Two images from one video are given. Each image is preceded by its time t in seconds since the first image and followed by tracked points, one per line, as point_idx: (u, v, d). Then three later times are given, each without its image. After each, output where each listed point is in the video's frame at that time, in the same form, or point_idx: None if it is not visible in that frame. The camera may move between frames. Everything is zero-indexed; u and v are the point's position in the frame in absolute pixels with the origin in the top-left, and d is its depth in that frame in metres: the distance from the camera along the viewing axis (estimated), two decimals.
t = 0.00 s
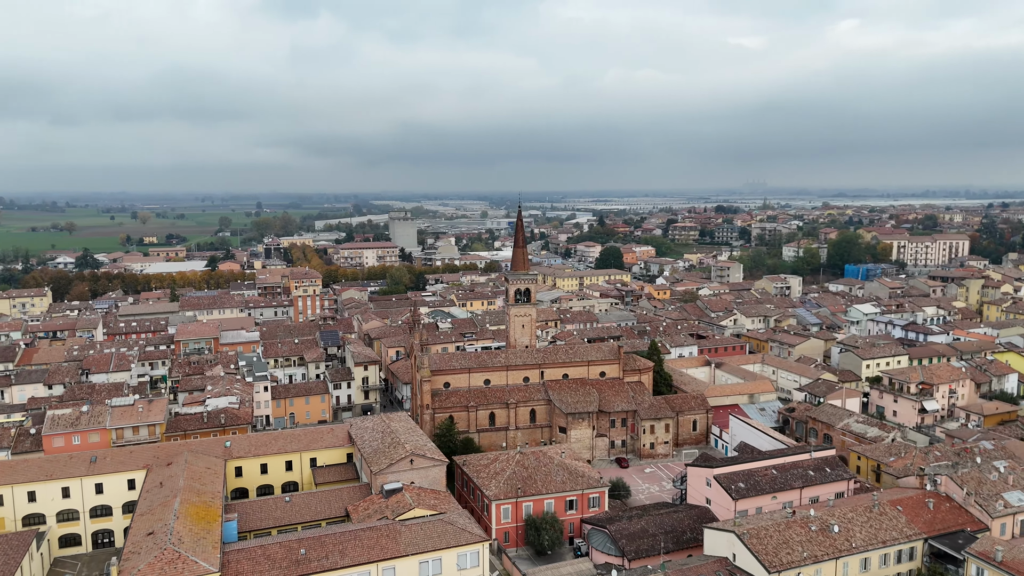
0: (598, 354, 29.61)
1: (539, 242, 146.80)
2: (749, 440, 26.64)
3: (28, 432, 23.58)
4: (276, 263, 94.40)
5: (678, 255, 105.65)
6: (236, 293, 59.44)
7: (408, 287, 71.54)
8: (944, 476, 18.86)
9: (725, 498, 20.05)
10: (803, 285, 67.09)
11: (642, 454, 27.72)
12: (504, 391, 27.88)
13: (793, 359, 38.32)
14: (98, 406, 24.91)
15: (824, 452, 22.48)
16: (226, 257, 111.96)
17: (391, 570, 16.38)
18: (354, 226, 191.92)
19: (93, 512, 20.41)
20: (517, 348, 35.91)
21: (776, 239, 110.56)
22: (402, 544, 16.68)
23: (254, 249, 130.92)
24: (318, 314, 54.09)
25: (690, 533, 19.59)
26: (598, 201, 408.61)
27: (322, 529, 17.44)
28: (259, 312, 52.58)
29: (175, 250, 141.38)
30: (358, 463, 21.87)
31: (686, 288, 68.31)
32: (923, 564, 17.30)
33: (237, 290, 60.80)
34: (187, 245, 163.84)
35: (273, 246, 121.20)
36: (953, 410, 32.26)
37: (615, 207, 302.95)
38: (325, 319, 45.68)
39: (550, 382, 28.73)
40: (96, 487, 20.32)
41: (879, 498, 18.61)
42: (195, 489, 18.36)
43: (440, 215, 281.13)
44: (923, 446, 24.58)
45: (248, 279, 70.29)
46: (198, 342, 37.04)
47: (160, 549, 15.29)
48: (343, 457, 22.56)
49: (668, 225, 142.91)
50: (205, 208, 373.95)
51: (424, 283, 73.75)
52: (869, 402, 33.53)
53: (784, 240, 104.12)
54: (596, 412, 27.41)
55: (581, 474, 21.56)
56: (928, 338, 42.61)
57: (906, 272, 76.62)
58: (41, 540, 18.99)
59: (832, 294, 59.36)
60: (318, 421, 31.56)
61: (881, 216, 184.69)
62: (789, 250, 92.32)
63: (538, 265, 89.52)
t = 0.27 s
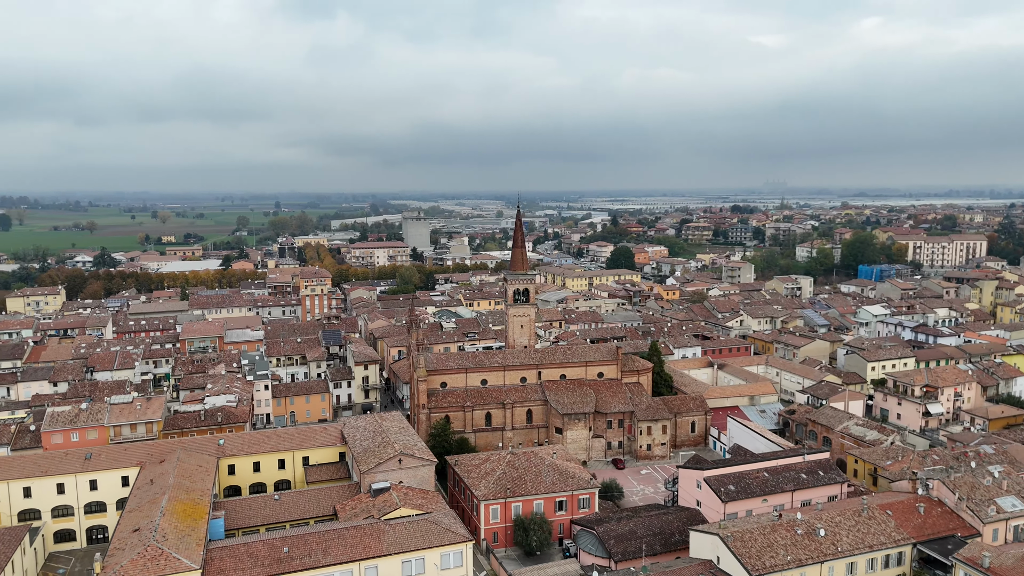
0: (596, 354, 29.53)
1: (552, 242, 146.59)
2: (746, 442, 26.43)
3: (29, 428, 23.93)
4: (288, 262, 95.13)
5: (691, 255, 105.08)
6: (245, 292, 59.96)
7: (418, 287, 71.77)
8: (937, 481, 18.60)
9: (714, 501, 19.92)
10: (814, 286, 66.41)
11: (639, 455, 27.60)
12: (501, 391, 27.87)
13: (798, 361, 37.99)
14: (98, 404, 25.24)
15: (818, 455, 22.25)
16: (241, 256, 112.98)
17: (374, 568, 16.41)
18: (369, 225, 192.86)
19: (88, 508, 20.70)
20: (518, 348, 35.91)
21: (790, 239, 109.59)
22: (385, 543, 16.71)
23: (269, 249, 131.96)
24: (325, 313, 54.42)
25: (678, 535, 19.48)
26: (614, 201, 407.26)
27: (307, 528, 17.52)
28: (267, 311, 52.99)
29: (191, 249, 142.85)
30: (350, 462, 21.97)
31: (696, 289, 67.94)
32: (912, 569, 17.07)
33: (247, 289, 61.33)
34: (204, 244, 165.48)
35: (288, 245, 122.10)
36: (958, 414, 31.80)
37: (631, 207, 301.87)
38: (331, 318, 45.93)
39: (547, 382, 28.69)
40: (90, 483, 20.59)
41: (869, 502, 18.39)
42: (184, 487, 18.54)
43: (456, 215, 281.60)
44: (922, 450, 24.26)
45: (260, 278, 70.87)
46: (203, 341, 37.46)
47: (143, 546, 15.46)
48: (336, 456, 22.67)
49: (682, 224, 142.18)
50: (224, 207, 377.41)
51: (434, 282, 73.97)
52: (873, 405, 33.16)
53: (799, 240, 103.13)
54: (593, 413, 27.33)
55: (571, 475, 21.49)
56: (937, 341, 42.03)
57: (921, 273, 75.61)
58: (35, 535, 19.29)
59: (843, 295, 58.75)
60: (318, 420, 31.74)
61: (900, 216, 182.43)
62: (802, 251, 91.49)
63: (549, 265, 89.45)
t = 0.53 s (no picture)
0: (594, 355, 29.44)
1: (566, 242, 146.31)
2: (744, 444, 26.21)
3: (29, 424, 24.29)
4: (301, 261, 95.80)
5: (704, 256, 104.48)
6: (255, 291, 60.47)
7: (427, 286, 71.96)
8: (929, 485, 18.34)
9: (703, 503, 19.81)
10: (826, 287, 65.73)
11: (636, 456, 27.48)
12: (498, 390, 27.87)
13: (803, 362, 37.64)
14: (98, 401, 25.58)
15: (812, 457, 22.03)
16: (255, 255, 113.93)
17: (357, 567, 16.48)
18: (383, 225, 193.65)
19: (84, 504, 20.98)
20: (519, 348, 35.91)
21: (804, 240, 108.55)
22: (369, 542, 16.77)
23: (283, 248, 132.90)
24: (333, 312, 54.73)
25: (666, 537, 19.38)
26: (629, 201, 405.27)
27: (293, 527, 17.63)
28: (276, 309, 53.41)
29: (208, 249, 144.13)
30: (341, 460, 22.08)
31: (706, 289, 67.51)
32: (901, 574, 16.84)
33: (257, 288, 61.83)
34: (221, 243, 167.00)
35: (302, 245, 123.00)
36: (964, 417, 31.33)
37: (647, 207, 300.64)
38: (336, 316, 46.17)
39: (545, 382, 28.65)
40: (85, 480, 20.85)
41: (859, 505, 18.17)
42: (174, 484, 18.76)
43: (472, 215, 281.96)
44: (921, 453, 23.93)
45: (271, 277, 71.39)
46: (208, 339, 37.85)
47: (128, 543, 15.63)
48: (329, 455, 22.78)
49: (696, 224, 141.32)
50: (242, 207, 380.60)
51: (444, 282, 74.15)
52: (877, 408, 32.80)
53: (813, 241, 102.14)
54: (589, 413, 27.24)
55: (562, 475, 21.45)
56: (946, 343, 41.41)
57: (936, 275, 74.58)
58: (29, 530, 19.57)
59: (854, 297, 58.14)
60: (319, 418, 31.90)
61: (919, 216, 180.14)
62: (816, 251, 90.61)
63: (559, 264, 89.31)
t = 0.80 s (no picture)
0: (592, 355, 29.39)
1: (578, 242, 145.99)
2: (741, 445, 26.02)
3: (30, 421, 24.65)
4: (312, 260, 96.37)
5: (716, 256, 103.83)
6: (264, 290, 60.89)
7: (436, 286, 72.14)
8: (920, 488, 18.13)
9: (693, 505, 19.71)
10: (836, 288, 65.06)
11: (632, 457, 27.40)
12: (495, 390, 27.88)
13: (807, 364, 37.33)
14: (98, 399, 25.90)
15: (806, 459, 21.85)
16: (268, 254, 114.74)
17: (341, 566, 16.55)
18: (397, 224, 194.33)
19: (80, 500, 21.25)
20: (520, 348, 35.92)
21: (818, 240, 107.53)
22: (354, 540, 16.85)
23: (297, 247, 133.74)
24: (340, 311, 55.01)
25: (655, 539, 19.30)
26: (644, 200, 403.63)
27: (281, 524, 17.74)
28: (283, 308, 53.77)
29: (223, 248, 145.32)
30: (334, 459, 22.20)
31: (715, 289, 67.09)
32: None
33: (266, 288, 62.27)
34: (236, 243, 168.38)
35: (314, 244, 123.75)
36: (968, 420, 30.91)
37: (662, 207, 299.42)
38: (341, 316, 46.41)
39: (542, 382, 28.63)
40: (81, 476, 21.12)
41: (849, 509, 18.00)
42: (165, 481, 18.96)
43: (486, 215, 282.26)
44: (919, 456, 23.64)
45: (281, 276, 71.90)
46: (212, 338, 38.22)
47: (115, 539, 15.80)
48: (323, 453, 22.91)
49: (709, 224, 140.44)
50: (259, 207, 383.53)
51: (453, 281, 74.29)
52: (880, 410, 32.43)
53: (826, 241, 101.14)
54: (585, 414, 27.18)
55: (553, 476, 21.41)
56: (955, 345, 40.88)
57: (951, 276, 73.56)
58: (25, 525, 19.87)
59: (864, 298, 57.55)
60: (319, 417, 32.07)
61: (937, 216, 177.90)
62: (829, 251, 89.71)
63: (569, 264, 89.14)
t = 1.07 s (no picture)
0: (590, 356, 29.31)
1: (591, 242, 145.68)
2: (738, 447, 25.82)
3: (31, 418, 25.03)
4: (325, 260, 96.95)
5: (729, 256, 103.16)
6: (273, 289, 61.35)
7: (445, 286, 72.32)
8: (910, 492, 17.89)
9: (682, 507, 19.60)
10: (848, 289, 64.38)
11: (629, 458, 27.29)
12: (492, 391, 27.89)
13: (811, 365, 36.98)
14: (98, 396, 26.26)
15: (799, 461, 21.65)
16: (282, 254, 115.61)
17: (324, 564, 16.64)
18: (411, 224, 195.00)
19: (76, 496, 21.54)
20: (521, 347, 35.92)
21: (833, 240, 106.48)
22: (338, 539, 16.92)
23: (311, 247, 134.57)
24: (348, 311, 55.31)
25: (643, 541, 19.20)
26: (660, 201, 401.84)
27: (268, 522, 17.86)
28: (291, 307, 54.15)
29: (239, 247, 146.61)
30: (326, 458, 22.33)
31: (724, 290, 66.66)
32: None
33: (275, 287, 62.75)
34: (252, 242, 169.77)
35: (328, 244, 124.48)
36: (973, 424, 30.46)
37: (678, 207, 298.13)
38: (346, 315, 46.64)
39: (539, 383, 28.61)
40: (77, 472, 21.41)
41: (837, 513, 17.82)
42: (156, 478, 19.15)
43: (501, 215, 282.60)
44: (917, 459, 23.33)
45: (292, 276, 72.40)
46: (217, 337, 38.60)
47: (101, 535, 15.99)
48: (316, 452, 23.03)
49: (723, 224, 139.54)
50: (277, 207, 386.50)
51: (462, 281, 74.43)
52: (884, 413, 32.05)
53: (841, 241, 100.12)
54: (581, 415, 27.11)
55: (543, 476, 21.38)
56: (964, 348, 40.32)
57: (966, 277, 72.53)
58: (21, 520, 20.17)
59: (874, 299, 56.93)
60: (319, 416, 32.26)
61: (956, 217, 175.91)
62: (843, 252, 88.80)
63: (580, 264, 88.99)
